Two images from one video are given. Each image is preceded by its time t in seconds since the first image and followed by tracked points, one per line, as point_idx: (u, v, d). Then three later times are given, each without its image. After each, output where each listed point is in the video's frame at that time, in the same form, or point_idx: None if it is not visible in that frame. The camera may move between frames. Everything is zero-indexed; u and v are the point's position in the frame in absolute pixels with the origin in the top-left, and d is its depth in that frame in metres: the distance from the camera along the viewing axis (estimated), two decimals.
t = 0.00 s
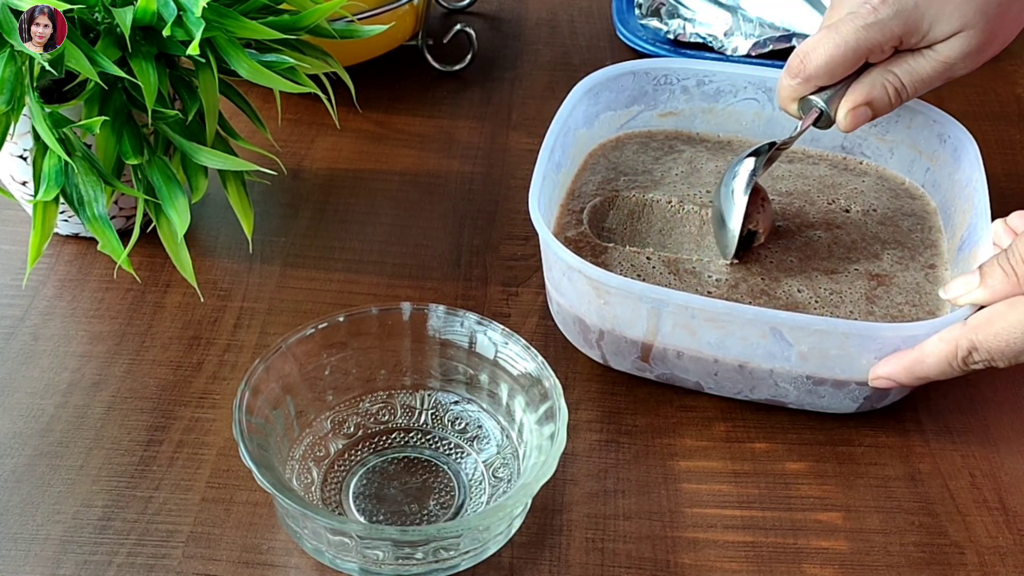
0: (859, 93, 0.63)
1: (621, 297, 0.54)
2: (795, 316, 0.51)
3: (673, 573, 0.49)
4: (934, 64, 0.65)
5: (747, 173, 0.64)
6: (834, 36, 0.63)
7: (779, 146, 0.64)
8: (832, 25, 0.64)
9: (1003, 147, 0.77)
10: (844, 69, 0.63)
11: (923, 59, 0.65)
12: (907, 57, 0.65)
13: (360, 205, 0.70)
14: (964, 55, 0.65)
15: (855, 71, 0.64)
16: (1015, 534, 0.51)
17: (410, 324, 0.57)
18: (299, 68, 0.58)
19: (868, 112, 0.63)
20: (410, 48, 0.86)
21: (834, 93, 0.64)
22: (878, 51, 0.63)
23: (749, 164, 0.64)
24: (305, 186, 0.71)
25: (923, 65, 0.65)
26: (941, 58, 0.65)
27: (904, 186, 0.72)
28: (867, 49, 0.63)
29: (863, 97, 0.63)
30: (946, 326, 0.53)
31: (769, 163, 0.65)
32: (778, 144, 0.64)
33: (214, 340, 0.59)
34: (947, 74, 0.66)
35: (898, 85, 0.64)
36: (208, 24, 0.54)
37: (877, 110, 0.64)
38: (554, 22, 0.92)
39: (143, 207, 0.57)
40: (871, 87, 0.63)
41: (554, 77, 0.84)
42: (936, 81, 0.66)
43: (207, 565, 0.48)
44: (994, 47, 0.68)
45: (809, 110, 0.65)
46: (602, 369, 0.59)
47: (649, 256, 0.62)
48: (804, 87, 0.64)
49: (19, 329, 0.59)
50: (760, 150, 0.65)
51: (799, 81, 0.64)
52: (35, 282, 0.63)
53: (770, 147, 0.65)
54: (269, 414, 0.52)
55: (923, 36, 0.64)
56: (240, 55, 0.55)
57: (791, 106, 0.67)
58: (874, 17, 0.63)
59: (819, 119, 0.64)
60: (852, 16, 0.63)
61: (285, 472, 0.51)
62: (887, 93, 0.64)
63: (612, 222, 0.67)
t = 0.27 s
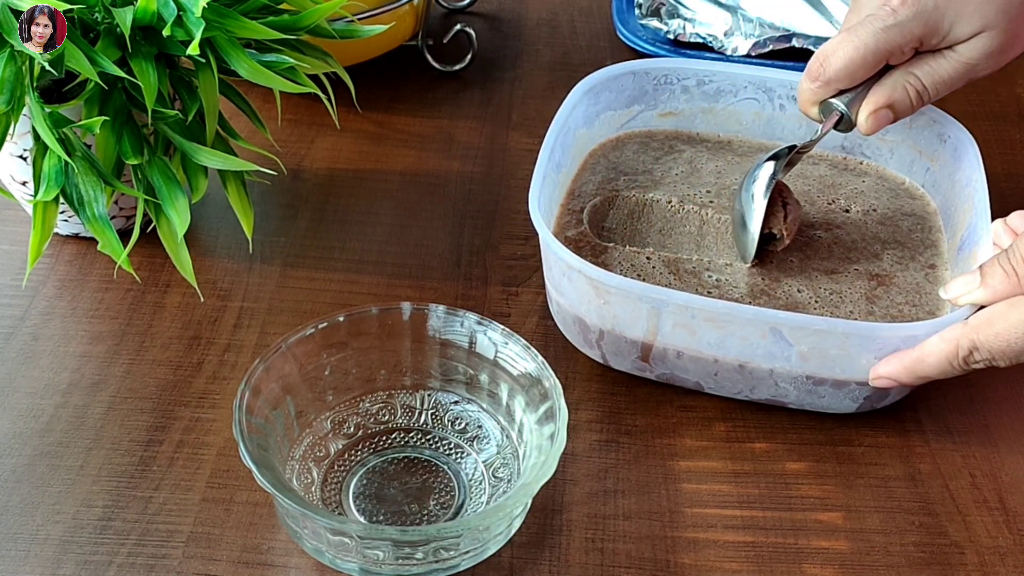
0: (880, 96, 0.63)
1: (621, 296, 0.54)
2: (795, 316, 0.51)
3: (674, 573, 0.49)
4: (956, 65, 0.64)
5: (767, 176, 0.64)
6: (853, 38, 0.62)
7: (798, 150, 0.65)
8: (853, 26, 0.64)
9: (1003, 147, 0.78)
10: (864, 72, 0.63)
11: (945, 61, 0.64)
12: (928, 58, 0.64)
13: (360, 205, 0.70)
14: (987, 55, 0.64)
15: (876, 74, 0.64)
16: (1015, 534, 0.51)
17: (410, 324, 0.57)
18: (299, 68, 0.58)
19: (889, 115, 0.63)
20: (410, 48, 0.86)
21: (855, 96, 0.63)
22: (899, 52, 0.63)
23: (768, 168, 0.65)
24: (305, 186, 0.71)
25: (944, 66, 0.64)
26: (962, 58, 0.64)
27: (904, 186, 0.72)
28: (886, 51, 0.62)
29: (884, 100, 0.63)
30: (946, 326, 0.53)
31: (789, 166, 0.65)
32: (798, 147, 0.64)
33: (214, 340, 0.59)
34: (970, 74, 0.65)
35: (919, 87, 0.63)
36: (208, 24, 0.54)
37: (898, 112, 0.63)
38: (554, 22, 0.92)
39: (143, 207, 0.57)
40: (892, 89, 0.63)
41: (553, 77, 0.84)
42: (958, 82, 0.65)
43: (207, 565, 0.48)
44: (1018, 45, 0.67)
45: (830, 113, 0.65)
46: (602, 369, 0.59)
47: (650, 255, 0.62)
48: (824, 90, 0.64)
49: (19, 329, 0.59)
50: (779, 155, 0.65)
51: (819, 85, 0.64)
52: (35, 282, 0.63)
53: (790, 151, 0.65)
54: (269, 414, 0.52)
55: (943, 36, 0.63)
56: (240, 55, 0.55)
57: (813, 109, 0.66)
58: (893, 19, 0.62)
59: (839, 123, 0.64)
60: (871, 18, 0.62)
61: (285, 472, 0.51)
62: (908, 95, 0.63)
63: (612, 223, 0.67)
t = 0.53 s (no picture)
0: (892, 96, 0.62)
1: (621, 294, 0.54)
2: (794, 316, 0.51)
3: (674, 573, 0.49)
4: (967, 61, 0.64)
5: (778, 178, 0.64)
6: (861, 39, 0.62)
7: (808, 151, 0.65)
8: (863, 27, 0.63)
9: (1003, 147, 0.77)
10: (874, 73, 0.62)
11: (956, 58, 0.64)
12: (940, 56, 0.64)
13: (360, 205, 0.70)
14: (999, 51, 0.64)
15: (888, 74, 0.63)
16: (1015, 534, 0.51)
17: (410, 324, 0.57)
18: (299, 68, 0.58)
19: (902, 114, 0.62)
20: (411, 48, 0.86)
21: (868, 97, 0.63)
22: (909, 52, 0.62)
23: (779, 169, 0.65)
24: (305, 186, 0.71)
25: (956, 63, 0.64)
26: (974, 54, 0.64)
27: (908, 187, 0.72)
28: (896, 51, 0.62)
29: (897, 100, 0.62)
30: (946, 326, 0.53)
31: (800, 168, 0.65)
32: (808, 148, 0.64)
33: (214, 340, 0.59)
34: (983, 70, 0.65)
35: (932, 86, 0.63)
36: (208, 24, 0.54)
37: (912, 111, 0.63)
38: (554, 22, 0.92)
39: (143, 207, 0.57)
40: (905, 88, 0.62)
41: (553, 77, 0.84)
42: (970, 79, 0.65)
43: (207, 565, 0.48)
44: None
45: (843, 115, 0.64)
46: (602, 369, 0.59)
47: (651, 254, 0.62)
48: (835, 93, 0.64)
49: (19, 329, 0.59)
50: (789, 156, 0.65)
51: (829, 87, 0.64)
52: (35, 282, 0.63)
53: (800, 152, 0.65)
54: (269, 414, 0.52)
55: (953, 34, 0.63)
56: (240, 55, 0.55)
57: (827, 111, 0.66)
58: (902, 19, 0.61)
59: (853, 124, 0.64)
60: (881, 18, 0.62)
61: (285, 472, 0.51)
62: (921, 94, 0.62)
63: (614, 221, 0.67)
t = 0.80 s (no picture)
0: (908, 98, 0.62)
1: (621, 293, 0.54)
2: (793, 316, 0.51)
3: (673, 573, 0.49)
4: (985, 61, 0.63)
5: (791, 183, 0.64)
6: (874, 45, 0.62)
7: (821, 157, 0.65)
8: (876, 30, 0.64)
9: (1003, 147, 0.77)
10: (889, 76, 0.62)
11: (974, 58, 0.64)
12: (956, 57, 0.64)
13: (360, 205, 0.70)
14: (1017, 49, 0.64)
15: (903, 77, 0.63)
16: (1015, 534, 0.51)
17: (410, 324, 0.57)
18: (299, 68, 0.58)
19: (919, 115, 0.63)
20: (411, 48, 0.86)
21: (883, 99, 0.63)
22: (924, 55, 0.62)
23: (793, 174, 0.64)
24: (305, 186, 0.71)
25: (973, 63, 0.63)
26: (991, 54, 0.63)
27: (909, 187, 0.72)
28: (910, 56, 0.62)
29: (912, 101, 0.62)
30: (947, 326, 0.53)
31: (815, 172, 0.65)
32: (820, 154, 0.64)
33: (214, 340, 0.59)
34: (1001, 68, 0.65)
35: (949, 87, 0.63)
36: (208, 24, 0.54)
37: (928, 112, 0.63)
38: (554, 22, 0.92)
39: (143, 207, 0.57)
40: (921, 89, 0.63)
41: (553, 77, 0.84)
42: (987, 78, 0.65)
43: (207, 565, 0.48)
44: None
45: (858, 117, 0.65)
46: (602, 369, 0.59)
47: (651, 254, 0.62)
48: (849, 97, 0.64)
49: (19, 329, 0.59)
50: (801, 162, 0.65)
51: (843, 92, 0.64)
52: (35, 282, 0.63)
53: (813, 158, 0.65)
54: (269, 414, 0.52)
55: (969, 36, 0.63)
56: (240, 55, 0.55)
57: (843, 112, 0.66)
58: (914, 24, 0.61)
59: (868, 125, 0.64)
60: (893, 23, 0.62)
61: (285, 472, 0.51)
62: (938, 95, 0.63)
63: (616, 219, 0.67)
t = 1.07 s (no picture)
0: (928, 106, 0.63)
1: (621, 292, 0.54)
2: (793, 317, 0.51)
3: (673, 573, 0.48)
4: (1006, 69, 0.63)
5: (807, 190, 0.63)
6: (893, 53, 0.62)
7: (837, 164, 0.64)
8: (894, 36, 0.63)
9: (1003, 148, 0.77)
10: (906, 86, 0.62)
11: (995, 65, 0.63)
12: (977, 65, 0.63)
13: (360, 205, 0.70)
14: None
15: (922, 85, 0.63)
16: (1015, 534, 0.51)
17: (410, 324, 0.57)
18: (299, 68, 0.58)
19: (938, 123, 0.63)
20: (411, 48, 0.86)
21: (900, 107, 0.63)
22: (943, 65, 0.62)
23: (810, 181, 0.63)
24: (305, 186, 0.71)
25: (993, 71, 0.63)
26: (1012, 61, 0.63)
27: (912, 188, 0.72)
28: (929, 65, 0.62)
29: (932, 109, 0.63)
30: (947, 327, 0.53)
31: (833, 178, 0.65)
32: (839, 159, 0.64)
33: (214, 340, 0.59)
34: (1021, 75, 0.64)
35: (968, 94, 0.63)
36: (208, 24, 0.54)
37: (948, 120, 0.63)
38: (554, 22, 0.92)
39: (143, 207, 0.57)
40: (940, 97, 0.63)
41: (553, 77, 0.84)
42: (1007, 85, 0.64)
43: (207, 565, 0.48)
44: None
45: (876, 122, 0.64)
46: (602, 369, 0.59)
47: (652, 253, 0.62)
48: (866, 105, 0.64)
49: (19, 329, 0.59)
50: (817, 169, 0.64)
51: (859, 100, 0.64)
52: (35, 282, 0.63)
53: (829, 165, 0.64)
54: (269, 414, 0.52)
55: (989, 45, 0.62)
56: (240, 55, 0.54)
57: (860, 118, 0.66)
58: (935, 35, 0.61)
59: (886, 131, 0.63)
60: (913, 31, 0.61)
61: (285, 472, 0.51)
62: (958, 103, 0.62)
63: (617, 219, 0.67)
